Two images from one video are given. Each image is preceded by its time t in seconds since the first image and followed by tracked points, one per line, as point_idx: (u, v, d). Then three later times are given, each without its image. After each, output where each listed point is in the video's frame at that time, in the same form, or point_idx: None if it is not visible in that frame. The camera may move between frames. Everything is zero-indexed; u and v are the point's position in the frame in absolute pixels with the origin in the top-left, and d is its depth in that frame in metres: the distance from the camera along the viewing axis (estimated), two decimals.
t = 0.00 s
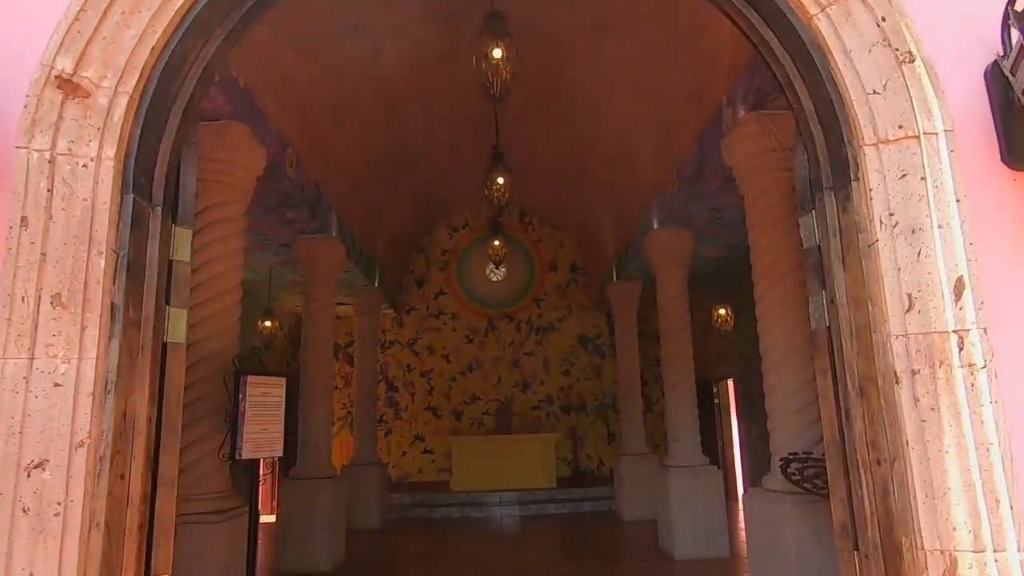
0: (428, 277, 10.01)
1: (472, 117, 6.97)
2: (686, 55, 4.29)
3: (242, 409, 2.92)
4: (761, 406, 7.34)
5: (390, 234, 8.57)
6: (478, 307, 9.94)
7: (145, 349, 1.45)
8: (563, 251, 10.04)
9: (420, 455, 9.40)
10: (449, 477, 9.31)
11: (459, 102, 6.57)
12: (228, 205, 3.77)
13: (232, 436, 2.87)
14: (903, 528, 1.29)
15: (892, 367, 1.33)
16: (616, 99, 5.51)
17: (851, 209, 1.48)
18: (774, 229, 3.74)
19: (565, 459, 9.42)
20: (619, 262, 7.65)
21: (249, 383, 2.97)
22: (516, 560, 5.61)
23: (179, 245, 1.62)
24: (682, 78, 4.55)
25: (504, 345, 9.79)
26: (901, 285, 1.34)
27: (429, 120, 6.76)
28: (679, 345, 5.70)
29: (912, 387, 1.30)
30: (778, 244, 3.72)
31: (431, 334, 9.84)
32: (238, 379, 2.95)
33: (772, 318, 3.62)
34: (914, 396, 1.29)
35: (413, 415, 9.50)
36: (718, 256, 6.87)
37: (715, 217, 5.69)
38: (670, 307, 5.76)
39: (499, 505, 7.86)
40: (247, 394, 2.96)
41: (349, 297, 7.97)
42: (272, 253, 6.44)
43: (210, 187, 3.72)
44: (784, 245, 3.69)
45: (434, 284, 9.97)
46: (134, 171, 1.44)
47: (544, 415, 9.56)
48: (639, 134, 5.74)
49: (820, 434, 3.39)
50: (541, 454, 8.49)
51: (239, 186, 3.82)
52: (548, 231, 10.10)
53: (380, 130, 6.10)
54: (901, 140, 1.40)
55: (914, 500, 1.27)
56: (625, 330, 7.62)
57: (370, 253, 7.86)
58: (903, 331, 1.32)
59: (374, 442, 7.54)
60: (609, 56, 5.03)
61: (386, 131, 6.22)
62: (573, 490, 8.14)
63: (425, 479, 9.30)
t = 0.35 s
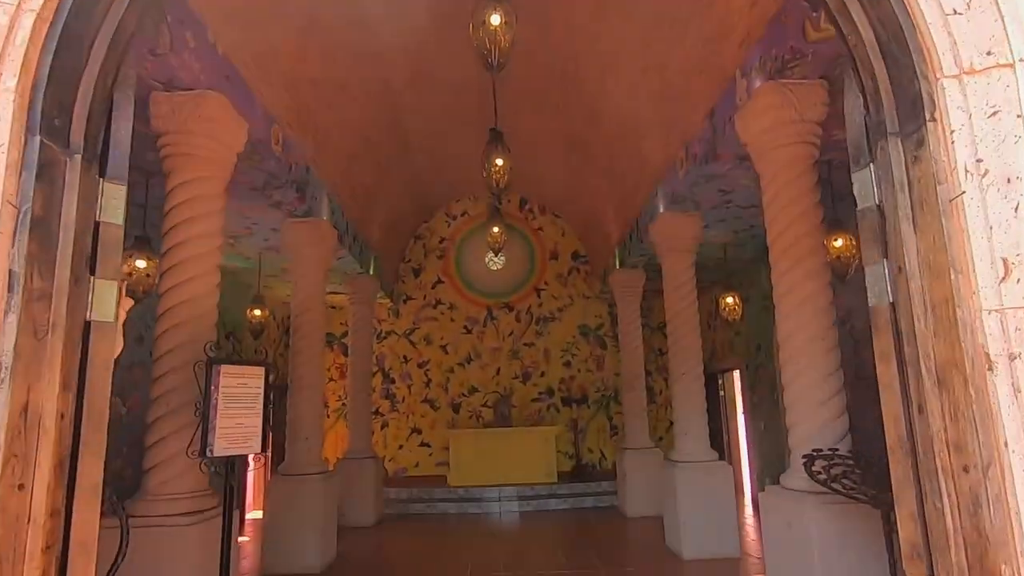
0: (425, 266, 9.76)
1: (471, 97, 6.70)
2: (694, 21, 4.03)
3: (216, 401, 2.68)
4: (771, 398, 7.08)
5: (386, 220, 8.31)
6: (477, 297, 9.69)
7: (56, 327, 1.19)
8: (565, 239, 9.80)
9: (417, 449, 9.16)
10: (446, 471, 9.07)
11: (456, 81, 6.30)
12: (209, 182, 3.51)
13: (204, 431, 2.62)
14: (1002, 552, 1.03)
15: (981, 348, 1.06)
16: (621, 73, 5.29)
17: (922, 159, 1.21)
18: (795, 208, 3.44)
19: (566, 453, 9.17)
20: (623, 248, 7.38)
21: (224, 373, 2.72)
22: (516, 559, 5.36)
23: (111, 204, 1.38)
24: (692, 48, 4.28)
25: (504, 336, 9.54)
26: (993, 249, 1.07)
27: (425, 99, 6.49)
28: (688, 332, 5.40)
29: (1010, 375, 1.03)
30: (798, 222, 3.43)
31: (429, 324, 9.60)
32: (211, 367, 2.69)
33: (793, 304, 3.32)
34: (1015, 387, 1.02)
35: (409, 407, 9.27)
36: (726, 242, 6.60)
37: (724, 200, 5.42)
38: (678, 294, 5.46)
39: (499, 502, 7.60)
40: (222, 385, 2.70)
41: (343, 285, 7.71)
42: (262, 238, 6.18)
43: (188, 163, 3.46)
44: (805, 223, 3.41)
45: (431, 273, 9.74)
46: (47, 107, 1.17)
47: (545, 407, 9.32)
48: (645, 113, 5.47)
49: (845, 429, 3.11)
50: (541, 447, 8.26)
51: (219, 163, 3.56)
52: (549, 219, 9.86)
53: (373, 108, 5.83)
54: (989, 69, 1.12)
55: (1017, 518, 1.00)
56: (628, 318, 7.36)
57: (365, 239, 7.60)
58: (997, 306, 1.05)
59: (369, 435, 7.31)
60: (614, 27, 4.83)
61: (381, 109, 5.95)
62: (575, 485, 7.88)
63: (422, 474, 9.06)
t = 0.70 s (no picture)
0: (418, 252, 9.51)
1: (465, 75, 6.46)
2: None
3: (176, 390, 2.42)
4: (774, 389, 6.85)
5: (378, 203, 8.05)
6: (472, 284, 9.44)
7: None
8: (563, 226, 9.56)
9: (410, 440, 8.92)
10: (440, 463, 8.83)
11: (450, 57, 6.05)
12: (178, 151, 3.23)
13: (162, 423, 2.37)
14: None
15: None
16: (621, 47, 5.08)
17: (1022, 79, 1.06)
18: (812, 180, 3.17)
19: (563, 445, 8.95)
20: (623, 232, 7.12)
21: (185, 359, 2.46)
22: (510, 555, 5.13)
23: None
24: (698, 14, 4.02)
25: (500, 324, 9.30)
26: None
27: (418, 77, 6.24)
28: (692, 318, 5.11)
29: None
30: (815, 195, 3.16)
31: (422, 312, 9.35)
32: (170, 352, 2.43)
33: (809, 284, 3.05)
34: None
35: (402, 397, 9.04)
36: (729, 226, 6.36)
37: (729, 180, 5.18)
38: (681, 278, 5.20)
39: (494, 496, 7.34)
40: (183, 372, 2.45)
41: (332, 271, 7.45)
42: (247, 219, 5.92)
43: (153, 130, 3.17)
44: (822, 197, 3.15)
45: (425, 260, 9.49)
46: None
47: (541, 398, 9.09)
48: (647, 88, 5.21)
49: (866, 422, 2.85)
50: (537, 439, 8.05)
51: (190, 132, 3.29)
52: (545, 205, 9.61)
53: (362, 83, 5.56)
54: None
55: None
56: (627, 306, 7.12)
57: (355, 223, 7.34)
58: None
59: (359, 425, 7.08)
60: None
61: (370, 84, 5.68)
62: (572, 478, 7.67)
63: (415, 466, 8.83)
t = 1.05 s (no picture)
0: (418, 238, 9.24)
1: (464, 51, 6.16)
2: None
3: (129, 387, 2.15)
4: (787, 379, 6.58)
5: (375, 186, 7.76)
6: (473, 271, 9.17)
7: None
8: (567, 211, 9.28)
9: (409, 431, 8.70)
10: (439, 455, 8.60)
11: (448, 30, 5.75)
12: (144, 122, 2.93)
13: (114, 424, 2.10)
14: None
15: None
16: (629, 17, 4.78)
17: None
18: (844, 152, 2.84)
19: (566, 436, 8.71)
20: (629, 216, 6.82)
21: (141, 352, 2.20)
22: (509, 552, 4.89)
23: None
24: None
25: (501, 312, 9.04)
26: None
27: (414, 52, 5.94)
28: (703, 305, 4.79)
29: None
30: (849, 167, 2.83)
31: (422, 299, 9.10)
32: (123, 344, 2.16)
33: (838, 269, 2.74)
34: None
35: (401, 387, 8.81)
36: (740, 209, 6.07)
37: (743, 159, 4.87)
38: (692, 263, 4.89)
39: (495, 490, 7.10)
40: (137, 367, 2.19)
41: (327, 256, 7.18)
42: (235, 202, 5.64)
43: (114, 99, 2.88)
44: (855, 171, 2.83)
45: (425, 246, 9.22)
46: None
47: (544, 388, 8.84)
48: (656, 61, 4.90)
49: (900, 423, 2.56)
50: (539, 430, 7.82)
51: (158, 102, 2.99)
52: (549, 189, 9.33)
53: (355, 57, 5.27)
54: None
55: None
56: (633, 293, 6.84)
57: (350, 207, 7.07)
58: None
59: (355, 416, 6.85)
60: None
61: (363, 59, 5.39)
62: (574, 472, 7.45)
63: (414, 458, 8.60)
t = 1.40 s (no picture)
0: (422, 220, 9.01)
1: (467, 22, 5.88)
2: None
3: (89, 381, 1.94)
4: (804, 367, 6.34)
5: (376, 165, 7.51)
6: (478, 253, 8.94)
7: None
8: (575, 192, 9.01)
9: (413, 417, 8.54)
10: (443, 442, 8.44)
11: None
12: (116, 91, 2.68)
13: (71, 423, 1.89)
14: None
15: None
16: None
17: None
18: (881, 123, 2.58)
19: (573, 423, 8.50)
20: (640, 197, 6.55)
21: (102, 343, 1.99)
22: (513, 543, 4.72)
23: None
24: None
25: (507, 296, 8.82)
26: None
27: (416, 23, 5.68)
28: (718, 291, 4.53)
29: None
30: (887, 138, 2.56)
31: (426, 283, 8.89)
32: (83, 333, 1.95)
33: (873, 252, 2.49)
34: None
35: (404, 372, 8.64)
36: (757, 189, 5.80)
37: (762, 135, 4.59)
38: (707, 246, 4.62)
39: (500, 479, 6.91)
40: (98, 359, 1.97)
41: (327, 238, 6.96)
42: (229, 181, 5.42)
43: (82, 65, 2.63)
44: (893, 143, 2.56)
45: (429, 228, 8.99)
46: None
47: (551, 373, 8.64)
48: (670, 30, 4.62)
49: (940, 422, 2.32)
50: (545, 418, 7.64)
51: (130, 70, 2.73)
52: (556, 169, 9.06)
53: (352, 27, 5.01)
54: None
55: None
56: (643, 276, 6.60)
57: (351, 187, 6.83)
58: None
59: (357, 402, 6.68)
60: None
61: (361, 29, 5.12)
62: (580, 461, 7.29)
63: (419, 444, 8.45)
